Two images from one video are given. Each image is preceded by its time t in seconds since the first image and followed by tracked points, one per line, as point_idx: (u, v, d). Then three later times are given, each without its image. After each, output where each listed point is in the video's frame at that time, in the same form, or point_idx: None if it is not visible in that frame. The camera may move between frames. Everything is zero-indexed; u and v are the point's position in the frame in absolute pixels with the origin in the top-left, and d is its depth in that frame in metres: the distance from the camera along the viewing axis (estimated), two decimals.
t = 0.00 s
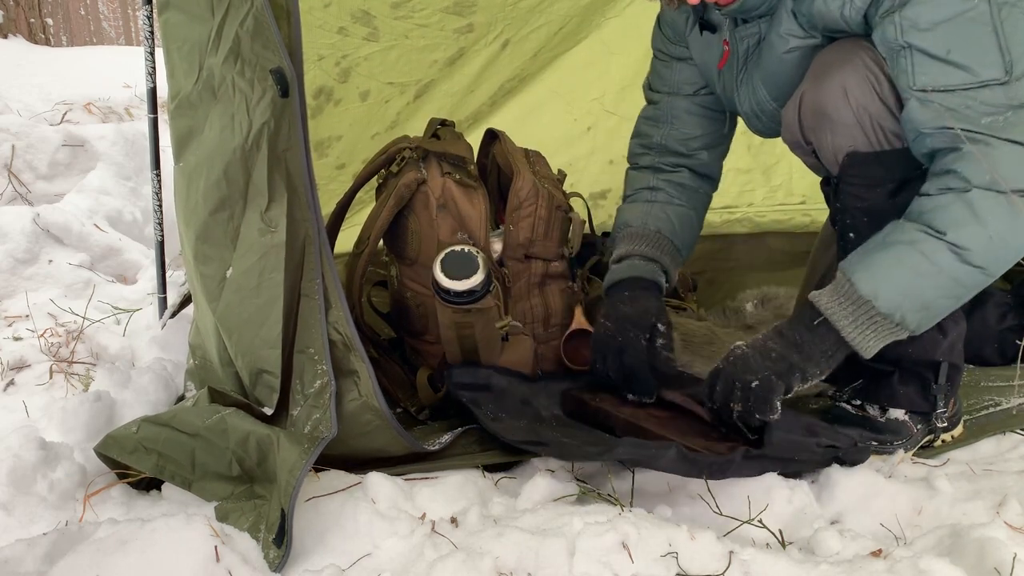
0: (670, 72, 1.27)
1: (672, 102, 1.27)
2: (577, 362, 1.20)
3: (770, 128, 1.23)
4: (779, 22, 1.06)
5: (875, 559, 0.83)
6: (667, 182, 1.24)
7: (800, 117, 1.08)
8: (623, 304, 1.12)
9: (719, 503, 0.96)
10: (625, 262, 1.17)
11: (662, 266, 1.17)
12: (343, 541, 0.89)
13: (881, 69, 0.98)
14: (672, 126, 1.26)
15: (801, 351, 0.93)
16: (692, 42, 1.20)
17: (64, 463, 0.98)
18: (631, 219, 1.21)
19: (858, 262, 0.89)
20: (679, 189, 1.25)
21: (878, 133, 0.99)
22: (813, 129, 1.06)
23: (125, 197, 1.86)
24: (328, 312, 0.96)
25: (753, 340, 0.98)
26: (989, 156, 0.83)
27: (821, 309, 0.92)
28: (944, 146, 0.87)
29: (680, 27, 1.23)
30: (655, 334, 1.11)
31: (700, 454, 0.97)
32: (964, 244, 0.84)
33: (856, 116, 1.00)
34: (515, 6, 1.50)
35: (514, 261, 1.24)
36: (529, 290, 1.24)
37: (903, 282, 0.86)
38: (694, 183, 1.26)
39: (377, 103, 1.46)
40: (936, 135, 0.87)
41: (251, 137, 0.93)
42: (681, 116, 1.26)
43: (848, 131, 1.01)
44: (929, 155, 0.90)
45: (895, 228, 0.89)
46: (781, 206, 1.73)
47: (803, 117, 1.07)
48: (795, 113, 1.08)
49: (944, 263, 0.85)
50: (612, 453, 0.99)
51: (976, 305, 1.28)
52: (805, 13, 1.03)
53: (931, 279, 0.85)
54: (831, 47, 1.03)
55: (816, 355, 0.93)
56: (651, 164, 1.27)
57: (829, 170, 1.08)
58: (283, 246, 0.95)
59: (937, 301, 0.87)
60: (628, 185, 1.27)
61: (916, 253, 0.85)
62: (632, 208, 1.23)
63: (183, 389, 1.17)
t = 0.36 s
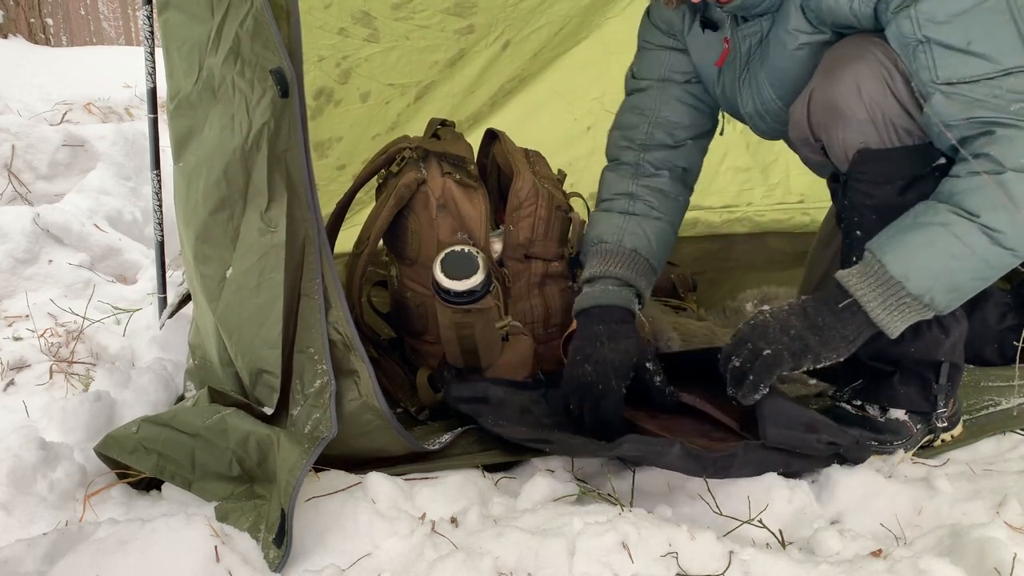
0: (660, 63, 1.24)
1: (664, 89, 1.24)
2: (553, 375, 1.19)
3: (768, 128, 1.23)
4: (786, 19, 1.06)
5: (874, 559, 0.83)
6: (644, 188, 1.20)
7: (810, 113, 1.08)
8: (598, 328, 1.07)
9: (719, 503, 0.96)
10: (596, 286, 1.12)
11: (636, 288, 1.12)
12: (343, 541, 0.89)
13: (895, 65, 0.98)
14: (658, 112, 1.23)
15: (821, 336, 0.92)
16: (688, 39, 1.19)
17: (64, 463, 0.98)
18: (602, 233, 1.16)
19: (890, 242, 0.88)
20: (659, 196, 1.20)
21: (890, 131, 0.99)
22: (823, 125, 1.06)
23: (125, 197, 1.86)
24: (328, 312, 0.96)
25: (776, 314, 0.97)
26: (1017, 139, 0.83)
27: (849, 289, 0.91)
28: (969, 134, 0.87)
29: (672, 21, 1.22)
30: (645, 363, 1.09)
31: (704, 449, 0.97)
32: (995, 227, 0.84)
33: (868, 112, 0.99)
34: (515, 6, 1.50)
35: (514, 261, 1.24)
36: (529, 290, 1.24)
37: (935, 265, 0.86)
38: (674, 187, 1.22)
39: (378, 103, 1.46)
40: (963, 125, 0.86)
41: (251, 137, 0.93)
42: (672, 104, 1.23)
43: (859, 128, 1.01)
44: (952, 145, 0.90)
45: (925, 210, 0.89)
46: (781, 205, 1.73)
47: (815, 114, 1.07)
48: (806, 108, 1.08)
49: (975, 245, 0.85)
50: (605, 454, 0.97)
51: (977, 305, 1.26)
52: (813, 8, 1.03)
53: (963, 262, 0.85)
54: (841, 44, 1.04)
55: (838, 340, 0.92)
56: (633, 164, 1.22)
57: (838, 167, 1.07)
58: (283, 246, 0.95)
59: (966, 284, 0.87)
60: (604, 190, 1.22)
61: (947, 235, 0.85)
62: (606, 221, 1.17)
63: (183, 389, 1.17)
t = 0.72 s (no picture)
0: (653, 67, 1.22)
1: (648, 92, 1.22)
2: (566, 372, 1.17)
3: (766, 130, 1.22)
4: (795, 20, 1.05)
5: (875, 559, 0.83)
6: (621, 197, 1.20)
7: (817, 118, 1.06)
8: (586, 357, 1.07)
9: (719, 503, 0.96)
10: (579, 304, 1.12)
11: (620, 305, 1.12)
12: (343, 541, 0.89)
13: (906, 69, 0.97)
14: (637, 116, 1.22)
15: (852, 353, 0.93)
16: (683, 41, 1.18)
17: (64, 463, 0.98)
18: (582, 246, 1.16)
19: (910, 260, 0.88)
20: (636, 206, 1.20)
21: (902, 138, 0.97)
22: (830, 130, 1.04)
23: (125, 197, 1.86)
24: (328, 312, 0.96)
25: (805, 317, 0.96)
26: None
27: (872, 306, 0.91)
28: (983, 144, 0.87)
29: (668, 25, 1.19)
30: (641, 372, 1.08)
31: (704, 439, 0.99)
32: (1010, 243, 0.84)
33: (880, 117, 0.97)
34: (515, 6, 1.50)
35: (514, 261, 1.24)
36: (529, 290, 1.24)
37: (956, 281, 0.86)
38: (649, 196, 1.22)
39: (378, 103, 1.46)
40: (980, 134, 0.86)
41: (251, 137, 0.93)
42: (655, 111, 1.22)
43: (870, 133, 0.99)
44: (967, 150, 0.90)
45: (943, 226, 0.88)
46: (781, 206, 1.73)
47: (823, 119, 1.05)
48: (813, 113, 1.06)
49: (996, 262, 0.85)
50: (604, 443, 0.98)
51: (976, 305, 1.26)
52: (822, 10, 1.02)
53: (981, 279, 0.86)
54: (848, 48, 1.03)
55: (861, 353, 0.92)
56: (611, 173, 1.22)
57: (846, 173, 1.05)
58: (283, 246, 0.95)
59: (986, 297, 0.87)
60: (580, 197, 1.21)
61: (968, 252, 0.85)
62: (586, 233, 1.16)
63: (183, 389, 1.17)
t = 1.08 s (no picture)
0: (647, 62, 1.23)
1: (640, 91, 1.24)
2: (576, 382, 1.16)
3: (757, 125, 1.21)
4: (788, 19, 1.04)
5: (875, 559, 0.83)
6: (619, 175, 1.23)
7: (807, 121, 1.05)
8: (581, 307, 1.12)
9: (719, 503, 0.96)
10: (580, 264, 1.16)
11: (616, 265, 1.16)
12: (343, 541, 0.89)
13: (894, 72, 0.96)
14: (632, 115, 1.23)
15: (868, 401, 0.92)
16: (677, 33, 1.19)
17: (64, 463, 0.98)
18: (582, 215, 1.20)
19: (917, 302, 0.85)
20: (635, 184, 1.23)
21: (892, 140, 0.97)
22: (820, 133, 1.04)
23: (125, 197, 1.86)
24: (328, 312, 0.96)
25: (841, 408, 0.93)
26: None
27: (883, 349, 0.89)
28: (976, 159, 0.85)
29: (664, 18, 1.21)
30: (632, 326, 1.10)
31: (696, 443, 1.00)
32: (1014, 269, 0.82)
33: (870, 121, 0.98)
34: (515, 6, 1.50)
35: (514, 261, 1.24)
36: (529, 289, 1.24)
37: (964, 317, 0.84)
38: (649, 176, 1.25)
39: (378, 103, 1.46)
40: (967, 144, 0.85)
41: (251, 137, 0.93)
42: (649, 109, 1.24)
43: (860, 136, 0.99)
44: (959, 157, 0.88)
45: (944, 260, 0.85)
46: (781, 206, 1.72)
47: (813, 122, 1.05)
48: (803, 116, 1.05)
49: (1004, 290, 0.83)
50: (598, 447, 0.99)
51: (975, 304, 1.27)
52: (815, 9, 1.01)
53: (989, 309, 0.83)
54: (837, 51, 1.02)
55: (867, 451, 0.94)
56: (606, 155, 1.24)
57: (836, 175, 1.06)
58: (283, 246, 0.95)
59: (998, 324, 0.85)
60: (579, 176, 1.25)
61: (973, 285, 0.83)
62: (583, 205, 1.21)
63: (183, 389, 1.17)
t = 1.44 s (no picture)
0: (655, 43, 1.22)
1: (643, 70, 1.22)
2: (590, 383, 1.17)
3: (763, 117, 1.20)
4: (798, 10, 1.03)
5: (875, 559, 0.83)
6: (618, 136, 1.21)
7: (812, 115, 1.08)
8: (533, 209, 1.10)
9: (719, 503, 0.96)
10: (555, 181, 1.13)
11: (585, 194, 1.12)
12: (343, 541, 0.89)
13: (897, 66, 0.96)
14: (635, 92, 1.22)
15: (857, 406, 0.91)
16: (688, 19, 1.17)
17: (64, 463, 0.98)
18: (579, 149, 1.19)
19: (908, 311, 0.84)
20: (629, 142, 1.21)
21: (893, 135, 0.98)
22: (825, 126, 1.06)
23: (125, 197, 1.86)
24: (328, 312, 0.96)
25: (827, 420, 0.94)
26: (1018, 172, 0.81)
27: (873, 357, 0.88)
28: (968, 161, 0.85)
29: None
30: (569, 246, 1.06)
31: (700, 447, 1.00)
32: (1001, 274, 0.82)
33: (871, 115, 0.99)
34: (515, 7, 1.50)
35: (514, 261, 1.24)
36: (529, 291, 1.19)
37: (953, 326, 0.83)
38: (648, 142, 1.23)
39: (378, 104, 1.46)
40: (961, 144, 0.85)
41: (251, 137, 0.93)
42: (651, 88, 1.22)
43: (862, 131, 1.00)
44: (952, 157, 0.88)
45: (932, 268, 0.84)
46: (781, 206, 1.72)
47: (818, 114, 1.06)
48: (808, 109, 1.07)
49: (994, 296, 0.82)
50: (616, 448, 1.02)
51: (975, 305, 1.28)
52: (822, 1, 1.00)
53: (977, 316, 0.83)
54: (842, 45, 1.03)
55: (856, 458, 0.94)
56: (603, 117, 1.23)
57: (841, 166, 1.08)
58: (283, 246, 0.95)
59: (987, 332, 0.84)
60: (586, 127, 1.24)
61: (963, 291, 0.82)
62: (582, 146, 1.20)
63: (183, 389, 1.17)
